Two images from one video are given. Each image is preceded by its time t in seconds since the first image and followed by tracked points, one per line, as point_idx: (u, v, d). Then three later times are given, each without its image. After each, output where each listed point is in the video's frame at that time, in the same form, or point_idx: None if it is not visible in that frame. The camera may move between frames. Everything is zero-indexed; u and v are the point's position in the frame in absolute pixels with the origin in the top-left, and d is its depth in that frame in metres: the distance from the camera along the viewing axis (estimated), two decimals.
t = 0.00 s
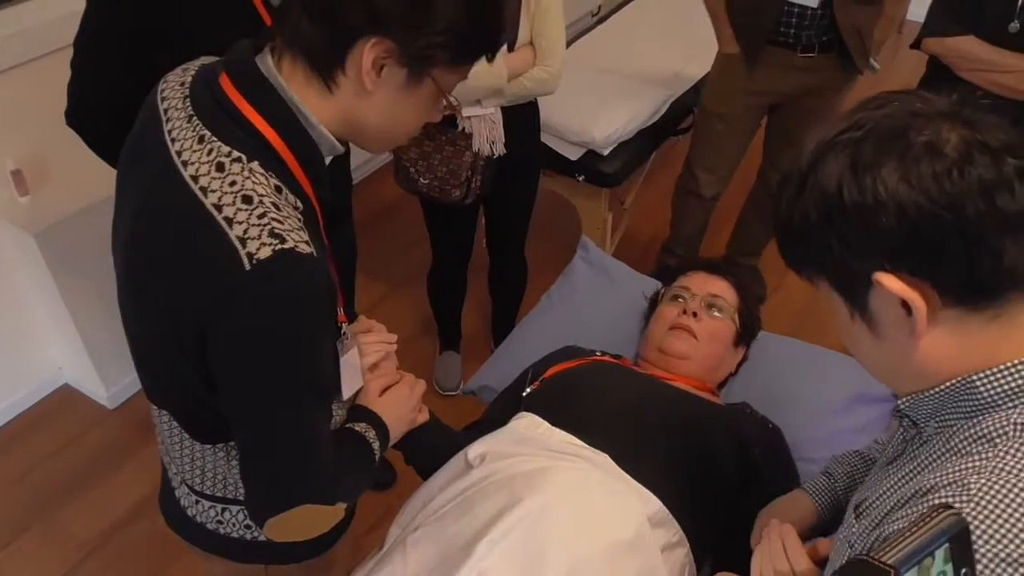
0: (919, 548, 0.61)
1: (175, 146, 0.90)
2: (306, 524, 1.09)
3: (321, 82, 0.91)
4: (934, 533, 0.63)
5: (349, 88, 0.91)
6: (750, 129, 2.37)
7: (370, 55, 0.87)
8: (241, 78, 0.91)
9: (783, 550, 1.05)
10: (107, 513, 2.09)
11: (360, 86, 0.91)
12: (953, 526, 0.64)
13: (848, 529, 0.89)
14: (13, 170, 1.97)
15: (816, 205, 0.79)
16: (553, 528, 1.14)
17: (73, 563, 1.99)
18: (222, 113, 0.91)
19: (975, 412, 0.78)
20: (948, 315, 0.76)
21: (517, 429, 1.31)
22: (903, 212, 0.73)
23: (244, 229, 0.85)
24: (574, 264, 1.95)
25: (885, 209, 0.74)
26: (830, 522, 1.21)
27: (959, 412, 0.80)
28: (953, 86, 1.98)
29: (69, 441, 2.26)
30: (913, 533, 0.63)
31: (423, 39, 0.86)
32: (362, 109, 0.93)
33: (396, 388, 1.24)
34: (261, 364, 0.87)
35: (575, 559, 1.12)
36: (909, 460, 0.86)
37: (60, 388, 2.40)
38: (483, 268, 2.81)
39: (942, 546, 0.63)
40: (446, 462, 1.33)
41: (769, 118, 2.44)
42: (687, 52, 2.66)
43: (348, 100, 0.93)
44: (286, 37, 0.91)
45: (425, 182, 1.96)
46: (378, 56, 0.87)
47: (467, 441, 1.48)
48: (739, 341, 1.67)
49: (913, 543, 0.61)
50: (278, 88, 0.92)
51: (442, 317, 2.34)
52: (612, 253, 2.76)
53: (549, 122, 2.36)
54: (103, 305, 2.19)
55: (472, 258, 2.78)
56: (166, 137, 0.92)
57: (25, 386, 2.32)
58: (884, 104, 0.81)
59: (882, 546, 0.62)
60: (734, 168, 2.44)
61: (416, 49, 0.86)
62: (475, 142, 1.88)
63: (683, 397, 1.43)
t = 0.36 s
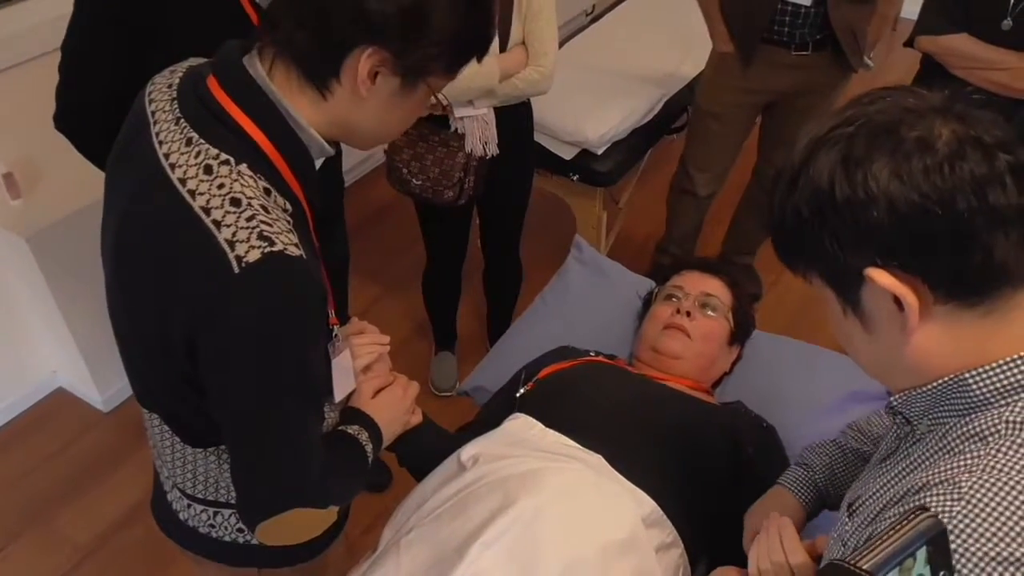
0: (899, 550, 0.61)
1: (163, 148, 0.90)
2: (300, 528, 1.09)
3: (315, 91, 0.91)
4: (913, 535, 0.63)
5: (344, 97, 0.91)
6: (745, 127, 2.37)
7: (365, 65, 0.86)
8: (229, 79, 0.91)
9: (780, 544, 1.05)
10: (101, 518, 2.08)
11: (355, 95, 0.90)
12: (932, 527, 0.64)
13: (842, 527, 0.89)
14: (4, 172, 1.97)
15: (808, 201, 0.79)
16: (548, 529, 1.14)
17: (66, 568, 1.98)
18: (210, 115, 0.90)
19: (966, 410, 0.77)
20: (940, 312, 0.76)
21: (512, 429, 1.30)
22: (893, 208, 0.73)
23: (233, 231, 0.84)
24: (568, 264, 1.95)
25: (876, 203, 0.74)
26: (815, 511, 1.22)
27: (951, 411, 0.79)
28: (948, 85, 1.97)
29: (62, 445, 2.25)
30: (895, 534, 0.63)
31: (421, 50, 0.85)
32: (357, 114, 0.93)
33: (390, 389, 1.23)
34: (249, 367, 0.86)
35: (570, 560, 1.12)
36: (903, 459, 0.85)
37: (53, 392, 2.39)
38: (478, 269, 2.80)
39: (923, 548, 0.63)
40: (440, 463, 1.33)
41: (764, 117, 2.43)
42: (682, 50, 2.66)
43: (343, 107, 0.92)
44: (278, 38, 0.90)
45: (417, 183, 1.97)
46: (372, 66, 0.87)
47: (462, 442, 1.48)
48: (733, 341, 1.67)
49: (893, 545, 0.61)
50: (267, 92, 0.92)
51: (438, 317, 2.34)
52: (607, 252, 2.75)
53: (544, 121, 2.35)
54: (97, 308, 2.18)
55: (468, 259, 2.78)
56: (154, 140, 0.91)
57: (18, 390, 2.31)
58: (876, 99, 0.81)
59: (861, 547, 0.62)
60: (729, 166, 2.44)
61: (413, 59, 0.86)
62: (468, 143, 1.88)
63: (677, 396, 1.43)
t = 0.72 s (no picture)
0: (884, 553, 0.61)
1: (153, 151, 0.90)
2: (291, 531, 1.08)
3: (312, 97, 0.90)
4: (899, 538, 0.63)
5: (342, 102, 0.91)
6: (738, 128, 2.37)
7: (365, 72, 0.86)
8: (219, 81, 0.90)
9: (768, 547, 1.06)
10: (98, 518, 2.08)
11: (352, 100, 0.90)
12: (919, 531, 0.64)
13: (832, 529, 0.88)
14: None
15: (788, 208, 0.79)
16: (541, 530, 1.14)
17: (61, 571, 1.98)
18: (200, 117, 0.90)
19: (954, 410, 0.77)
20: (922, 312, 0.76)
21: (505, 431, 1.30)
22: (874, 212, 0.73)
23: (225, 233, 0.84)
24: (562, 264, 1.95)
25: (856, 207, 0.74)
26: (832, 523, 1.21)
27: (939, 410, 0.79)
28: (942, 84, 1.98)
29: (57, 447, 2.25)
30: (881, 538, 0.63)
31: (413, 63, 0.86)
32: (353, 118, 0.93)
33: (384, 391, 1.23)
34: (239, 370, 0.86)
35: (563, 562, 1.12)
36: (892, 459, 0.85)
37: (49, 395, 2.39)
38: (473, 270, 2.80)
39: (909, 550, 0.63)
40: (434, 465, 1.32)
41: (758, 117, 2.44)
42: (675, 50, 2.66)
43: (340, 113, 0.92)
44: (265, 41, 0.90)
45: (411, 184, 1.97)
46: (371, 73, 0.87)
47: (455, 444, 1.48)
48: (728, 340, 1.67)
49: (879, 548, 0.61)
50: (259, 94, 0.91)
51: (432, 318, 2.34)
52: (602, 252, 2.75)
53: (538, 122, 2.35)
54: (91, 310, 2.18)
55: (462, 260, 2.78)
56: (145, 141, 0.91)
57: (12, 393, 2.30)
58: (853, 103, 0.81)
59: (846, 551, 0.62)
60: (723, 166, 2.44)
61: (411, 73, 0.87)
62: (462, 144, 1.88)
63: (670, 396, 1.43)
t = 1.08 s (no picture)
0: (874, 554, 0.61)
1: (147, 150, 0.90)
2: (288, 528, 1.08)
3: (306, 96, 0.90)
4: (889, 539, 0.63)
5: (337, 101, 0.90)
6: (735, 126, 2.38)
7: (359, 72, 0.86)
8: (214, 81, 0.91)
9: (767, 540, 1.07)
10: (95, 519, 2.08)
11: (347, 100, 0.90)
12: (908, 530, 0.64)
13: (826, 520, 0.89)
14: None
15: (788, 200, 0.79)
16: (537, 528, 1.14)
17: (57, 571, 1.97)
18: (195, 117, 0.90)
19: (948, 403, 0.78)
20: (919, 305, 0.76)
21: (502, 429, 1.30)
22: (871, 202, 0.73)
23: (219, 233, 0.84)
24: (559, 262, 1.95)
25: (853, 199, 0.74)
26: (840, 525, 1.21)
27: (933, 403, 0.79)
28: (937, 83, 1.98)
29: (53, 448, 2.24)
30: (871, 538, 0.63)
31: (410, 62, 0.86)
32: (347, 117, 0.93)
33: (380, 390, 1.23)
34: (234, 368, 0.86)
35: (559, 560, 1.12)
36: (886, 450, 0.86)
37: (45, 396, 2.38)
38: (470, 270, 2.81)
39: (899, 550, 0.64)
40: (430, 464, 1.32)
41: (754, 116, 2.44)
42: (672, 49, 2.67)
43: (335, 113, 0.92)
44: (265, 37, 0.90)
45: (407, 184, 1.96)
46: (366, 73, 0.87)
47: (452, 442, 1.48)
48: (723, 340, 1.67)
49: (869, 549, 0.62)
50: (252, 94, 0.91)
51: (429, 317, 2.33)
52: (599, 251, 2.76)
53: (534, 121, 2.35)
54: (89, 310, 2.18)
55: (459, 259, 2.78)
56: (140, 141, 0.91)
57: (8, 394, 2.30)
58: (853, 97, 0.82)
59: (837, 551, 0.62)
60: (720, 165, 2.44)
61: (410, 70, 0.87)
62: (458, 144, 1.88)
63: (667, 394, 1.43)
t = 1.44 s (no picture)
0: (878, 556, 0.62)
1: (146, 150, 0.90)
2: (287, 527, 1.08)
3: (304, 96, 0.91)
4: (894, 541, 0.63)
5: (335, 101, 0.91)
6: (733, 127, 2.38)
7: (357, 72, 0.87)
8: (212, 81, 0.91)
9: (769, 538, 1.10)
10: (91, 520, 2.08)
11: (344, 100, 0.90)
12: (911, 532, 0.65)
13: (824, 517, 0.89)
14: None
15: (792, 197, 0.79)
16: (536, 528, 1.14)
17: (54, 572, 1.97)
18: (194, 117, 0.90)
19: (947, 402, 0.78)
20: (920, 304, 0.77)
21: (501, 429, 1.31)
22: (875, 199, 0.74)
23: (217, 233, 0.84)
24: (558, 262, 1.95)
25: (857, 196, 0.75)
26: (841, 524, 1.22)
27: (933, 402, 0.80)
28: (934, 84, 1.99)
29: (50, 448, 2.24)
30: (875, 539, 0.63)
31: (410, 62, 0.86)
32: (345, 117, 0.93)
33: (378, 390, 1.23)
34: (233, 368, 0.86)
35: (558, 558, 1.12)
36: (885, 447, 0.86)
37: (41, 396, 2.38)
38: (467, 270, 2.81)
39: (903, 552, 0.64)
40: (429, 464, 1.32)
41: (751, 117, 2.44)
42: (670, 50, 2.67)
43: (333, 113, 0.92)
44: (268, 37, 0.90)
45: (405, 185, 1.96)
46: (364, 73, 0.87)
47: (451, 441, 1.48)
48: (720, 341, 1.68)
49: (874, 550, 0.62)
50: (250, 95, 0.91)
51: (427, 317, 2.33)
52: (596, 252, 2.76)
53: (532, 121, 2.35)
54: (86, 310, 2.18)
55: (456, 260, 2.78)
56: (138, 141, 0.91)
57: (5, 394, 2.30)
58: (858, 96, 0.82)
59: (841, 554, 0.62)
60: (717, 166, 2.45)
61: (413, 69, 0.87)
62: (455, 145, 1.88)
63: (666, 394, 1.44)
